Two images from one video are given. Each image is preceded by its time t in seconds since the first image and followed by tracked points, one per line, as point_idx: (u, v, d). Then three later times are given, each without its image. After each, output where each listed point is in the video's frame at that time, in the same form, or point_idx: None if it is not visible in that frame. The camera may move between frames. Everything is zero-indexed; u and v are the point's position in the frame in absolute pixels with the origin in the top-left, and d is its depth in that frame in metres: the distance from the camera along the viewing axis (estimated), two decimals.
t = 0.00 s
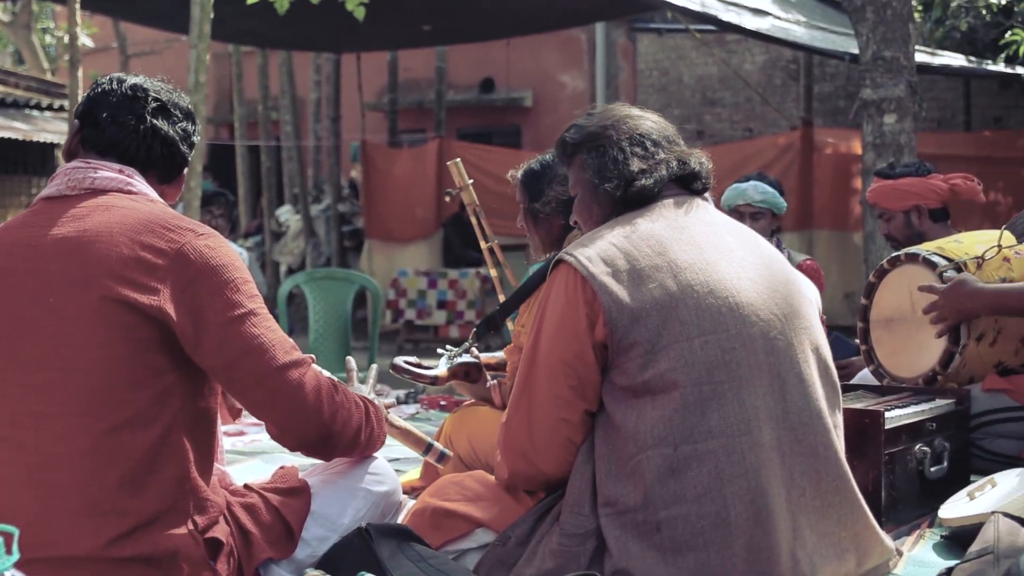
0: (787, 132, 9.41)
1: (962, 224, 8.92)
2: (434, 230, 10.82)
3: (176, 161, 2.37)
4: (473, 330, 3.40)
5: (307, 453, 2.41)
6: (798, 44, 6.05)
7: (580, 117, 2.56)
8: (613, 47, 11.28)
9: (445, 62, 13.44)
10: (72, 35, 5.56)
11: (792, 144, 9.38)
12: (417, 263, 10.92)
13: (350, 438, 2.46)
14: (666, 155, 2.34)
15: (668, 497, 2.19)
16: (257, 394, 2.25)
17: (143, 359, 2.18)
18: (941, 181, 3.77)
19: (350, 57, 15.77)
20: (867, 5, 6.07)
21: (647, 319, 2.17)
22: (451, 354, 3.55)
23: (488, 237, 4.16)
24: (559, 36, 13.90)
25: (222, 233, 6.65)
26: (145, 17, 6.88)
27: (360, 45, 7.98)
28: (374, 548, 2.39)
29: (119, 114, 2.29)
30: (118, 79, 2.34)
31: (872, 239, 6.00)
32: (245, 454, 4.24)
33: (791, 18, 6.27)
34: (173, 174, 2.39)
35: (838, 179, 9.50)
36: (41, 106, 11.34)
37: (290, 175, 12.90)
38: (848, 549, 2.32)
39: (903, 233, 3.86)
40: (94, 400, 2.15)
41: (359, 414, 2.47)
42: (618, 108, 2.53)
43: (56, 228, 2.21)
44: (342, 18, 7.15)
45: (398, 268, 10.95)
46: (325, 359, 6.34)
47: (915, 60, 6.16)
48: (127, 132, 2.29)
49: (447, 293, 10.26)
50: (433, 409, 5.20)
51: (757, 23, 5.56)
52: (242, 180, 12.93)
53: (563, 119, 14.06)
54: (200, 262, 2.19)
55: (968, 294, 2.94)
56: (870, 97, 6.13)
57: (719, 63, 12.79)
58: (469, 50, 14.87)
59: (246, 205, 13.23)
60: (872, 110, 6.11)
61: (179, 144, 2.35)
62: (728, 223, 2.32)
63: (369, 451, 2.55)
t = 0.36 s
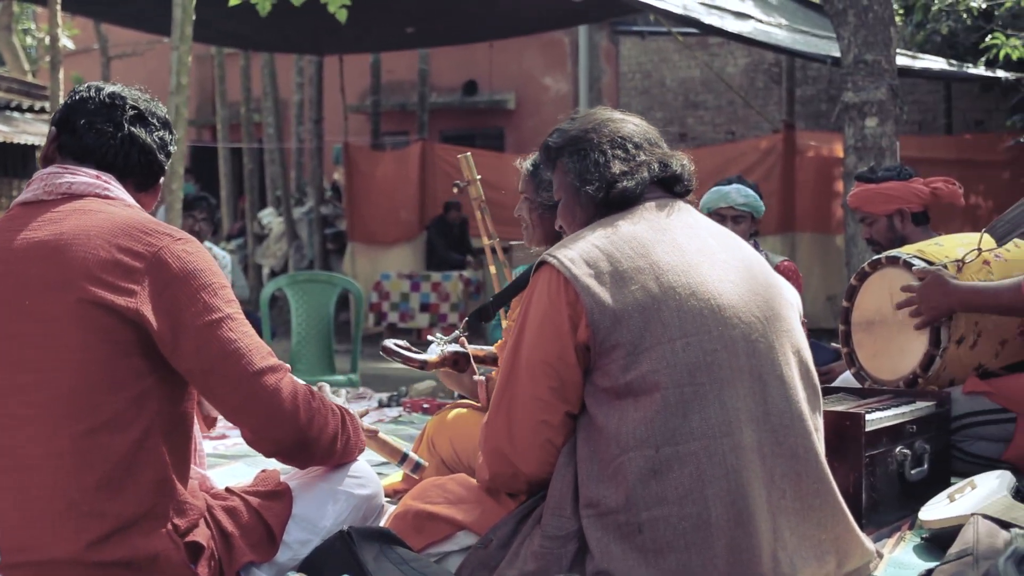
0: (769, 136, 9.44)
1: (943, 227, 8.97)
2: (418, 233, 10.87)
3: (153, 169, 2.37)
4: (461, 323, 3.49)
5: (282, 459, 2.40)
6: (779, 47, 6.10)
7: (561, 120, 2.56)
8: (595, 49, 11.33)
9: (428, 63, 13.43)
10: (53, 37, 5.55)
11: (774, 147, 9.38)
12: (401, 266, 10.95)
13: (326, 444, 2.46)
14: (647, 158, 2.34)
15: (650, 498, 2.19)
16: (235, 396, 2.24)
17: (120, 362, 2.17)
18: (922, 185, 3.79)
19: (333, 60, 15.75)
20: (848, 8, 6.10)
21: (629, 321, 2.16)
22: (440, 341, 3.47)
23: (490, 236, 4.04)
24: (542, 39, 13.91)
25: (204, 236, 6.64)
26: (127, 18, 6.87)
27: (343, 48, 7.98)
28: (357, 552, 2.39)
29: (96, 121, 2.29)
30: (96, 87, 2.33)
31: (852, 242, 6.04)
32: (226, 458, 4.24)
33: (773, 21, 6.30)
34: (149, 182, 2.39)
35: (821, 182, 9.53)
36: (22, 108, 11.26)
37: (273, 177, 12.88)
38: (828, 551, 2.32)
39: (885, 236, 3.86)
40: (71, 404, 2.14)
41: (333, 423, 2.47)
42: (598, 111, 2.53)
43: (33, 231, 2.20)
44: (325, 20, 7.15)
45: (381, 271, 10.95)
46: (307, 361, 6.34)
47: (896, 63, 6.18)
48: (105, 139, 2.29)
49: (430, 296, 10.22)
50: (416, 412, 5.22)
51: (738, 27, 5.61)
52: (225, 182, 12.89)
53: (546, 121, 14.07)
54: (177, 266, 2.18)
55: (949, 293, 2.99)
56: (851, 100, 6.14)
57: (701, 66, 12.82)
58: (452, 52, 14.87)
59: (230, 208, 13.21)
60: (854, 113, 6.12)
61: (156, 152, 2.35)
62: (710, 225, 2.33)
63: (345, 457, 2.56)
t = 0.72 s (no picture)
0: (759, 136, 9.47)
1: (932, 226, 9.01)
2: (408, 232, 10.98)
3: (145, 166, 2.37)
4: (458, 296, 3.45)
5: (274, 460, 2.40)
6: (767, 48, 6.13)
7: (565, 106, 2.54)
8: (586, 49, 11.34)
9: (419, 63, 13.43)
10: (42, 37, 5.53)
11: (763, 148, 9.44)
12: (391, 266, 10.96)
13: (319, 445, 2.46)
14: (650, 151, 2.33)
15: (643, 503, 2.19)
16: (227, 397, 2.24)
17: (111, 363, 2.17)
18: (912, 184, 3.81)
19: (323, 60, 15.74)
20: (837, 9, 6.12)
21: (628, 324, 2.17)
22: (431, 311, 3.44)
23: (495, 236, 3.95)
24: (532, 39, 13.91)
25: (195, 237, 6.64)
26: (117, 18, 6.85)
27: (334, 48, 7.98)
28: (347, 552, 2.39)
29: (88, 119, 2.28)
30: (87, 83, 2.33)
31: (842, 242, 6.06)
32: (217, 458, 4.24)
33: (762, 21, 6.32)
34: (142, 179, 2.39)
35: (811, 181, 9.55)
36: (12, 108, 11.20)
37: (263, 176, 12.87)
38: (819, 556, 2.34)
39: (876, 236, 3.87)
40: (61, 404, 2.14)
41: (326, 423, 2.47)
42: (603, 97, 2.51)
43: (24, 232, 2.20)
44: (316, 21, 7.15)
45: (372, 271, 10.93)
46: (297, 361, 6.34)
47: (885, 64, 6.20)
48: (96, 137, 2.28)
49: (420, 296, 10.13)
50: (407, 412, 5.23)
51: (728, 27, 5.62)
52: (215, 182, 12.87)
53: (537, 121, 14.09)
54: (170, 267, 2.18)
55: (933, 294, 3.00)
56: (840, 100, 6.16)
57: (691, 67, 12.84)
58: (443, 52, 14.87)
59: (220, 207, 13.19)
60: (843, 113, 6.13)
61: (148, 149, 2.35)
62: (712, 225, 2.33)
63: (336, 457, 2.56)
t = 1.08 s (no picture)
0: (744, 137, 9.53)
1: (914, 227, 9.07)
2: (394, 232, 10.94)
3: (130, 163, 2.35)
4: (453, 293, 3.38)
5: (257, 463, 2.38)
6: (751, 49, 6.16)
7: (566, 92, 2.49)
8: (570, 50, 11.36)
9: (404, 63, 13.43)
10: (24, 35, 5.50)
11: (747, 149, 9.48)
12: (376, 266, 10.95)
13: (302, 447, 2.45)
14: (627, 155, 2.28)
15: (630, 509, 2.20)
16: (210, 400, 2.22)
17: (93, 365, 2.16)
18: (893, 185, 3.84)
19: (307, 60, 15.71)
20: (822, 11, 6.13)
21: (618, 331, 2.16)
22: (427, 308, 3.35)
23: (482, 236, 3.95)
24: (516, 40, 13.92)
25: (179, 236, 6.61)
26: (100, 16, 6.82)
27: (319, 48, 7.98)
28: (330, 552, 2.38)
29: (72, 115, 2.27)
30: (73, 79, 2.31)
31: (825, 242, 6.08)
32: (200, 458, 4.23)
33: (746, 22, 6.34)
34: (128, 176, 2.37)
35: (795, 182, 9.59)
36: None
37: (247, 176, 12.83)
38: (803, 560, 2.35)
39: (858, 238, 3.88)
40: (43, 405, 2.13)
41: (309, 424, 2.44)
42: (601, 84, 2.43)
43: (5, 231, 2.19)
44: (301, 20, 7.14)
45: (355, 271, 10.92)
46: (281, 360, 6.33)
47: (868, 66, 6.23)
48: (81, 134, 2.27)
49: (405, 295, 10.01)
50: (391, 412, 5.22)
51: (712, 28, 5.65)
52: (199, 181, 12.83)
53: (521, 121, 14.10)
54: (153, 268, 2.17)
55: (913, 294, 3.04)
56: (824, 102, 6.18)
57: (675, 67, 12.88)
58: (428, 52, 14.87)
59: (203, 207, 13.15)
60: (826, 114, 6.16)
61: (134, 146, 2.33)
62: (705, 226, 2.32)
63: (320, 457, 2.54)
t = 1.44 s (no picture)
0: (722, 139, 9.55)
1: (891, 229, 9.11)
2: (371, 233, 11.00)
3: (103, 160, 2.34)
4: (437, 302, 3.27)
5: (233, 464, 2.37)
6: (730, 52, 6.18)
7: (538, 93, 2.48)
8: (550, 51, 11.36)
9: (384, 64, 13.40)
10: None
11: (725, 151, 9.55)
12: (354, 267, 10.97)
13: (278, 449, 2.42)
14: (581, 164, 2.27)
15: (607, 516, 2.20)
16: (185, 401, 2.20)
17: (68, 367, 2.15)
18: (870, 188, 3.85)
19: (286, 61, 15.67)
20: (799, 14, 6.14)
21: (594, 337, 2.16)
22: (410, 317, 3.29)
23: (456, 237, 3.95)
24: (496, 42, 13.90)
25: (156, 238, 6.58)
26: (76, 15, 6.78)
27: (297, 49, 7.96)
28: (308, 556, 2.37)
29: (42, 114, 2.25)
30: (43, 77, 2.30)
31: (803, 245, 6.10)
32: (177, 460, 4.23)
33: (724, 25, 6.36)
34: (101, 173, 2.35)
35: (773, 184, 9.61)
36: None
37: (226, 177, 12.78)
38: (779, 563, 2.36)
39: (836, 240, 3.90)
40: (18, 407, 2.13)
41: (285, 423, 2.42)
42: (569, 83, 2.41)
43: None
44: (280, 21, 7.12)
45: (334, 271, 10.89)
46: (259, 362, 6.30)
47: (845, 68, 6.25)
48: (51, 133, 2.25)
49: (384, 297, 10.04)
50: (368, 414, 5.22)
51: (691, 31, 5.66)
52: (178, 181, 12.77)
53: (500, 123, 14.09)
54: (127, 269, 2.16)
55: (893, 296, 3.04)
56: (801, 104, 6.21)
57: (654, 69, 12.89)
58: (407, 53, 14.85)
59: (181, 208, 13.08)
60: (804, 117, 6.19)
61: (106, 143, 2.32)
62: (679, 228, 2.32)
63: (295, 458, 2.51)
